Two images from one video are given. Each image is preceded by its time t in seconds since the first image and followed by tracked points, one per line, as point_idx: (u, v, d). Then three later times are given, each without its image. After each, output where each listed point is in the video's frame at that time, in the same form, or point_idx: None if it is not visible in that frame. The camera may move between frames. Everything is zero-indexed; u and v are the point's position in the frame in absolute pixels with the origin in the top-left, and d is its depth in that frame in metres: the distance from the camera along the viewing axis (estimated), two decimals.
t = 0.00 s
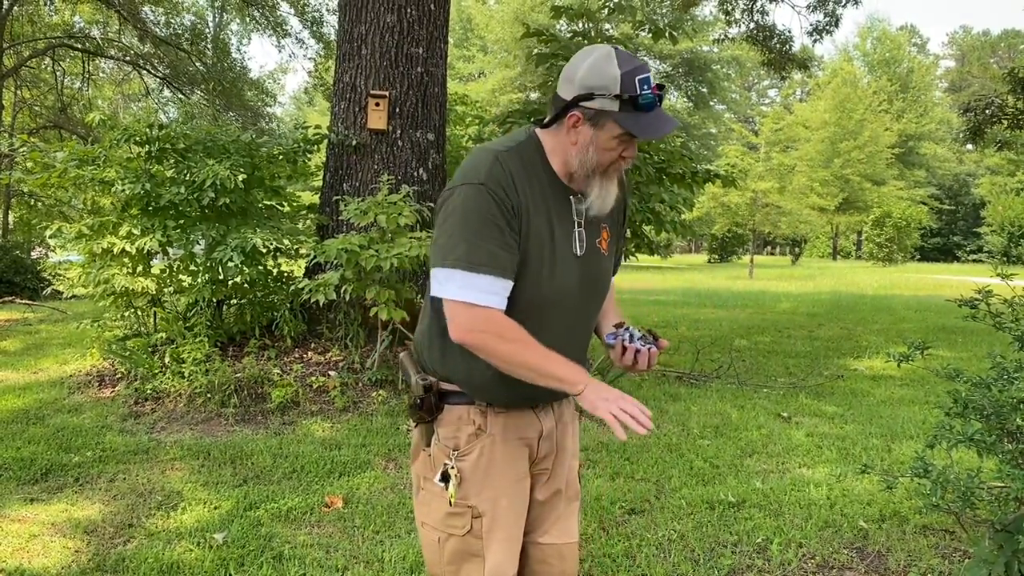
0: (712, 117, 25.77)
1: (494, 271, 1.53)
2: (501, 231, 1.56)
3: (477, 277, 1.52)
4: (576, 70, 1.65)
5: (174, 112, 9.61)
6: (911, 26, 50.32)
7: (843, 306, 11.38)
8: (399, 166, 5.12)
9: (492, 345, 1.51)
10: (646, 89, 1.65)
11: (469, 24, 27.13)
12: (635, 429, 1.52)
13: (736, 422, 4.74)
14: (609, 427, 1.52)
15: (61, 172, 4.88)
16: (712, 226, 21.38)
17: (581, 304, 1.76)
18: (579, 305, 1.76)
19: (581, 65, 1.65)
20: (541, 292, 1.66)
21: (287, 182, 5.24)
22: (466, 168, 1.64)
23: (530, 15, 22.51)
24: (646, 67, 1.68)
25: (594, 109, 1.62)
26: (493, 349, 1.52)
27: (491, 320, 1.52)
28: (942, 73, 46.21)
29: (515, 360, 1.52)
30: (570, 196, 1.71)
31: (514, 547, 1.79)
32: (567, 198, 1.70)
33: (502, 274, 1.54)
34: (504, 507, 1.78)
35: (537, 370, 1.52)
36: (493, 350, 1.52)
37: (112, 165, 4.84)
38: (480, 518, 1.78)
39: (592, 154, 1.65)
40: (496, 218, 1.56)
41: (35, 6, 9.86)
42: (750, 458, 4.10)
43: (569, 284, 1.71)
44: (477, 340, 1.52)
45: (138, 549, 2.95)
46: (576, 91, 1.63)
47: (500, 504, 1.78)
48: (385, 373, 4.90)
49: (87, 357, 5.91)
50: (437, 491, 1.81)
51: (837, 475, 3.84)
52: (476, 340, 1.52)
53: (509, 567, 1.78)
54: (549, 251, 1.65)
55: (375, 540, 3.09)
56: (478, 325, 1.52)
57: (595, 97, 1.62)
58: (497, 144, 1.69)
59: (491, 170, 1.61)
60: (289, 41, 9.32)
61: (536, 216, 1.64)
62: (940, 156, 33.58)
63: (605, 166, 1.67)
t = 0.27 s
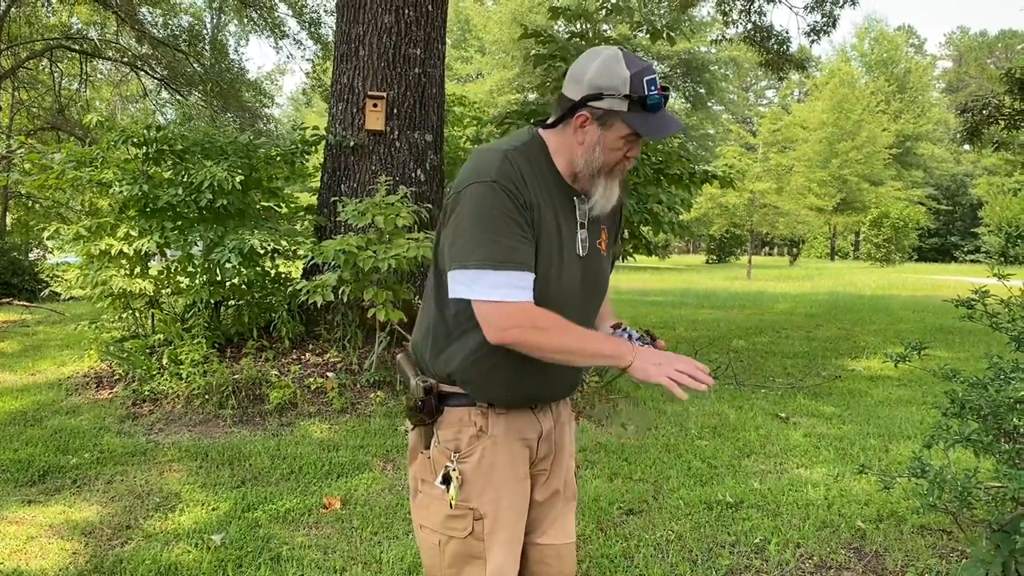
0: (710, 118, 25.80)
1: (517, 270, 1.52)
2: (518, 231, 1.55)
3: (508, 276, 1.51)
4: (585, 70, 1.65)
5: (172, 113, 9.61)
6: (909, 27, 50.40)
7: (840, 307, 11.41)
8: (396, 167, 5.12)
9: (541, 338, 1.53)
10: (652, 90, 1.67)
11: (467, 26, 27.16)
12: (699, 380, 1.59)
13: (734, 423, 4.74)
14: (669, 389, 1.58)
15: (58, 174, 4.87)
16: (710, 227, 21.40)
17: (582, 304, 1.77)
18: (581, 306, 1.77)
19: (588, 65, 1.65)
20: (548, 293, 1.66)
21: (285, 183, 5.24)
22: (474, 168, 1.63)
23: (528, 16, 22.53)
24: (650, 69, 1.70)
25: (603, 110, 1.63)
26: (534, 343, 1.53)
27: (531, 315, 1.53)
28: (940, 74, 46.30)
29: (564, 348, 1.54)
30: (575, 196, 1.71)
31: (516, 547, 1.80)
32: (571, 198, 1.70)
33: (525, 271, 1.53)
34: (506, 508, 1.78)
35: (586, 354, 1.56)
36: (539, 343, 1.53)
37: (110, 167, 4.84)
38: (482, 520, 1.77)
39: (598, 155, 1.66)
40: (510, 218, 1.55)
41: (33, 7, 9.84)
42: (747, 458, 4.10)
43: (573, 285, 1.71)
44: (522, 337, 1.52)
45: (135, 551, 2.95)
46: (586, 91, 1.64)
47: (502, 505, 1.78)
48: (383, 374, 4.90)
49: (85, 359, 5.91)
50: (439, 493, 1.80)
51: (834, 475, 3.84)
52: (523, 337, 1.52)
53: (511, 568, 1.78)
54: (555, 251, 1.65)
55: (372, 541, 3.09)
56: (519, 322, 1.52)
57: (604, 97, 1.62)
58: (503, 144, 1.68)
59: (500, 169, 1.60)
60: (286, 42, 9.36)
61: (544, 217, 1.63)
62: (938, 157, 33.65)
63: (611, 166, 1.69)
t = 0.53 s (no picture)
0: (707, 118, 25.82)
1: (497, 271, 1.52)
2: (502, 230, 1.55)
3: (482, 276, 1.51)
4: (584, 68, 1.65)
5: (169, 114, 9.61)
6: (906, 27, 50.50)
7: (837, 307, 11.43)
8: (393, 168, 5.11)
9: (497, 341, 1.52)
10: (652, 89, 1.66)
11: (464, 26, 27.15)
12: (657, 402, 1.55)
13: (731, 423, 4.74)
14: (624, 406, 1.55)
15: (54, 176, 4.85)
16: (708, 227, 21.42)
17: (578, 306, 1.76)
18: (577, 307, 1.76)
19: (588, 63, 1.65)
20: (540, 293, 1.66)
21: (282, 184, 5.24)
22: (468, 167, 1.63)
23: (525, 17, 22.53)
24: (651, 68, 1.70)
25: (601, 108, 1.63)
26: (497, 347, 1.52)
27: (493, 318, 1.52)
28: (937, 74, 46.37)
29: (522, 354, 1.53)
30: (572, 197, 1.71)
31: (512, 548, 1.79)
32: (568, 198, 1.70)
33: (504, 273, 1.53)
34: (502, 509, 1.78)
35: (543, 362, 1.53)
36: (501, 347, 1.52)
37: (106, 168, 4.81)
38: (478, 520, 1.77)
39: (596, 154, 1.65)
40: (497, 219, 1.55)
41: (28, 8, 9.62)
42: (744, 458, 4.10)
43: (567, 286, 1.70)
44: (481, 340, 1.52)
45: (132, 553, 2.94)
46: (584, 90, 1.63)
47: (498, 506, 1.78)
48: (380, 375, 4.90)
49: (81, 360, 5.89)
50: (434, 493, 1.80)
51: (832, 475, 3.84)
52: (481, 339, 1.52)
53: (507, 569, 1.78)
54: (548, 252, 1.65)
55: (369, 542, 3.09)
56: (482, 323, 1.51)
57: (603, 96, 1.61)
58: (500, 143, 1.68)
59: (492, 170, 1.60)
60: (283, 44, 9.34)
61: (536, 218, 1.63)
62: (935, 157, 33.71)
63: (608, 165, 1.68)
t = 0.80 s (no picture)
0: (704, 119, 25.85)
1: (462, 262, 1.56)
2: (464, 222, 1.58)
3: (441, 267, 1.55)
4: (564, 61, 1.68)
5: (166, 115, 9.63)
6: (902, 27, 50.59)
7: (834, 307, 11.46)
8: (390, 169, 5.11)
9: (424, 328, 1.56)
10: (633, 75, 1.67)
11: (461, 27, 27.16)
12: (553, 426, 1.50)
13: (728, 423, 4.75)
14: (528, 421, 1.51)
15: (52, 178, 4.85)
16: (705, 227, 21.43)
17: (572, 303, 1.74)
18: (571, 304, 1.74)
19: (569, 55, 1.69)
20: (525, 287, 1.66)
21: (279, 186, 5.24)
22: (452, 166, 1.68)
23: (522, 18, 22.55)
24: (633, 56, 1.71)
25: (581, 97, 1.65)
26: (440, 337, 1.56)
27: (441, 307, 1.56)
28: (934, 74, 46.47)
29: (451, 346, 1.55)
30: (561, 192, 1.72)
31: (507, 549, 1.80)
32: (557, 192, 1.71)
33: (461, 264, 1.56)
34: (499, 511, 1.78)
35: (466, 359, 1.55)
36: (439, 339, 1.56)
37: (103, 169, 4.78)
38: (474, 521, 1.78)
39: (580, 144, 1.66)
40: (472, 212, 1.59)
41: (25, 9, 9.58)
42: (742, 458, 4.10)
43: (556, 282, 1.69)
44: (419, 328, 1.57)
45: (130, 555, 2.94)
46: (564, 80, 1.67)
47: (495, 507, 1.78)
48: (378, 376, 4.90)
49: (79, 362, 5.89)
50: (431, 492, 1.81)
51: (829, 475, 3.85)
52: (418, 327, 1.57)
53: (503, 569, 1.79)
54: (532, 246, 1.66)
55: (367, 543, 3.09)
56: (427, 314, 1.56)
57: (582, 84, 1.64)
58: (486, 142, 1.73)
59: (471, 166, 1.64)
60: (280, 44, 9.36)
61: (518, 212, 1.65)
62: (931, 156, 33.78)
63: (594, 156, 1.68)
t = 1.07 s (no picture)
0: (701, 119, 25.89)
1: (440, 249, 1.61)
2: (441, 211, 1.63)
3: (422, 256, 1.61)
4: (536, 50, 1.73)
5: (163, 116, 9.62)
6: (898, 27, 50.68)
7: (831, 307, 11.46)
8: (388, 170, 5.11)
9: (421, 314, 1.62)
10: (603, 55, 1.70)
11: (458, 28, 27.17)
12: (558, 344, 1.49)
13: (726, 423, 4.74)
14: (533, 349, 1.51)
15: (48, 179, 4.84)
16: (703, 227, 21.44)
17: (560, 291, 1.73)
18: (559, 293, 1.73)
19: (539, 44, 1.74)
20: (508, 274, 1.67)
21: (276, 186, 5.24)
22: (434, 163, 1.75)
23: (520, 18, 22.56)
24: (604, 38, 1.75)
25: (553, 82, 1.69)
26: (430, 321, 1.61)
27: (428, 293, 1.61)
28: (930, 75, 46.57)
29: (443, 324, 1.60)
30: (542, 180, 1.74)
31: (504, 549, 1.78)
32: (538, 181, 1.73)
33: (440, 250, 1.61)
34: (494, 511, 1.76)
35: (462, 326, 1.59)
36: (430, 321, 1.61)
37: (100, 171, 4.77)
38: (470, 521, 1.77)
39: (556, 129, 1.69)
40: (449, 202, 1.64)
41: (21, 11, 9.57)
42: (740, 459, 4.10)
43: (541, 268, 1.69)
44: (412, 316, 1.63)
45: (126, 557, 2.93)
46: (536, 68, 1.71)
47: (490, 507, 1.76)
48: (375, 378, 4.89)
49: (76, 364, 5.87)
50: (429, 490, 1.82)
51: (827, 475, 3.84)
52: (411, 313, 1.63)
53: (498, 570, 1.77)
54: (513, 233, 1.68)
55: (365, 545, 3.08)
56: (417, 302, 1.62)
57: (553, 69, 1.68)
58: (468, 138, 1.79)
59: (451, 160, 1.70)
60: (277, 45, 9.37)
61: (497, 202, 1.68)
62: (928, 156, 33.84)
63: (572, 140, 1.70)
